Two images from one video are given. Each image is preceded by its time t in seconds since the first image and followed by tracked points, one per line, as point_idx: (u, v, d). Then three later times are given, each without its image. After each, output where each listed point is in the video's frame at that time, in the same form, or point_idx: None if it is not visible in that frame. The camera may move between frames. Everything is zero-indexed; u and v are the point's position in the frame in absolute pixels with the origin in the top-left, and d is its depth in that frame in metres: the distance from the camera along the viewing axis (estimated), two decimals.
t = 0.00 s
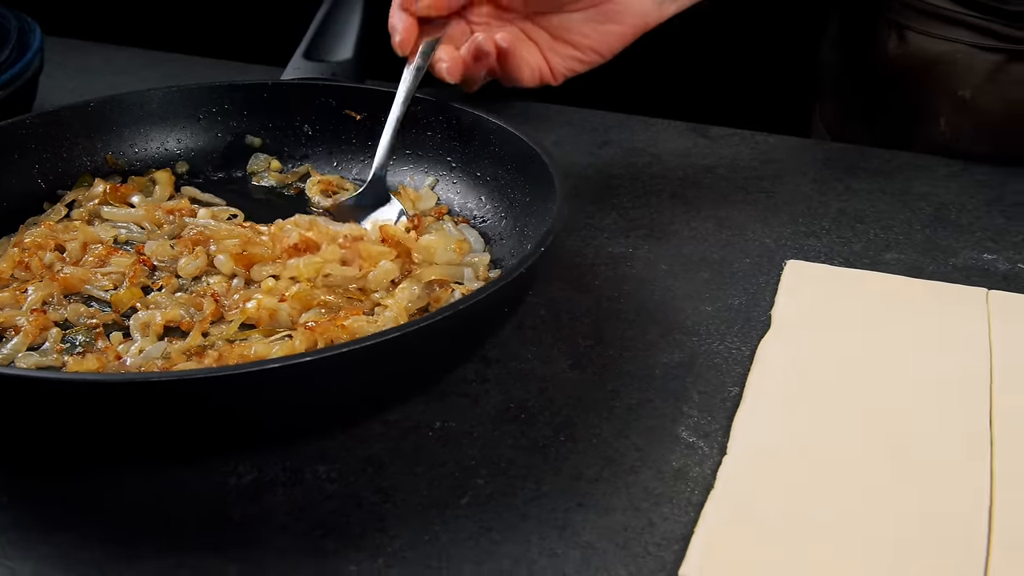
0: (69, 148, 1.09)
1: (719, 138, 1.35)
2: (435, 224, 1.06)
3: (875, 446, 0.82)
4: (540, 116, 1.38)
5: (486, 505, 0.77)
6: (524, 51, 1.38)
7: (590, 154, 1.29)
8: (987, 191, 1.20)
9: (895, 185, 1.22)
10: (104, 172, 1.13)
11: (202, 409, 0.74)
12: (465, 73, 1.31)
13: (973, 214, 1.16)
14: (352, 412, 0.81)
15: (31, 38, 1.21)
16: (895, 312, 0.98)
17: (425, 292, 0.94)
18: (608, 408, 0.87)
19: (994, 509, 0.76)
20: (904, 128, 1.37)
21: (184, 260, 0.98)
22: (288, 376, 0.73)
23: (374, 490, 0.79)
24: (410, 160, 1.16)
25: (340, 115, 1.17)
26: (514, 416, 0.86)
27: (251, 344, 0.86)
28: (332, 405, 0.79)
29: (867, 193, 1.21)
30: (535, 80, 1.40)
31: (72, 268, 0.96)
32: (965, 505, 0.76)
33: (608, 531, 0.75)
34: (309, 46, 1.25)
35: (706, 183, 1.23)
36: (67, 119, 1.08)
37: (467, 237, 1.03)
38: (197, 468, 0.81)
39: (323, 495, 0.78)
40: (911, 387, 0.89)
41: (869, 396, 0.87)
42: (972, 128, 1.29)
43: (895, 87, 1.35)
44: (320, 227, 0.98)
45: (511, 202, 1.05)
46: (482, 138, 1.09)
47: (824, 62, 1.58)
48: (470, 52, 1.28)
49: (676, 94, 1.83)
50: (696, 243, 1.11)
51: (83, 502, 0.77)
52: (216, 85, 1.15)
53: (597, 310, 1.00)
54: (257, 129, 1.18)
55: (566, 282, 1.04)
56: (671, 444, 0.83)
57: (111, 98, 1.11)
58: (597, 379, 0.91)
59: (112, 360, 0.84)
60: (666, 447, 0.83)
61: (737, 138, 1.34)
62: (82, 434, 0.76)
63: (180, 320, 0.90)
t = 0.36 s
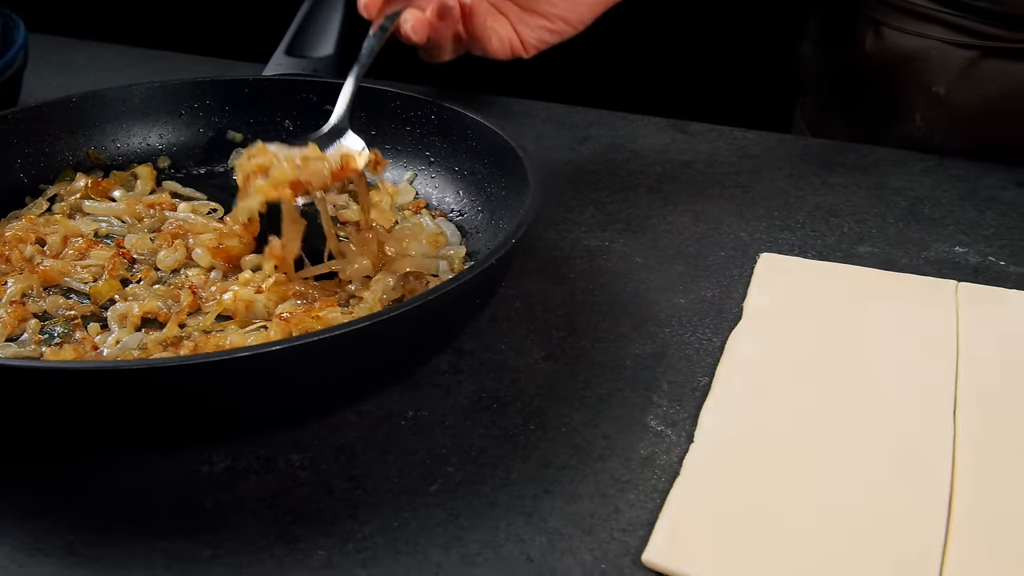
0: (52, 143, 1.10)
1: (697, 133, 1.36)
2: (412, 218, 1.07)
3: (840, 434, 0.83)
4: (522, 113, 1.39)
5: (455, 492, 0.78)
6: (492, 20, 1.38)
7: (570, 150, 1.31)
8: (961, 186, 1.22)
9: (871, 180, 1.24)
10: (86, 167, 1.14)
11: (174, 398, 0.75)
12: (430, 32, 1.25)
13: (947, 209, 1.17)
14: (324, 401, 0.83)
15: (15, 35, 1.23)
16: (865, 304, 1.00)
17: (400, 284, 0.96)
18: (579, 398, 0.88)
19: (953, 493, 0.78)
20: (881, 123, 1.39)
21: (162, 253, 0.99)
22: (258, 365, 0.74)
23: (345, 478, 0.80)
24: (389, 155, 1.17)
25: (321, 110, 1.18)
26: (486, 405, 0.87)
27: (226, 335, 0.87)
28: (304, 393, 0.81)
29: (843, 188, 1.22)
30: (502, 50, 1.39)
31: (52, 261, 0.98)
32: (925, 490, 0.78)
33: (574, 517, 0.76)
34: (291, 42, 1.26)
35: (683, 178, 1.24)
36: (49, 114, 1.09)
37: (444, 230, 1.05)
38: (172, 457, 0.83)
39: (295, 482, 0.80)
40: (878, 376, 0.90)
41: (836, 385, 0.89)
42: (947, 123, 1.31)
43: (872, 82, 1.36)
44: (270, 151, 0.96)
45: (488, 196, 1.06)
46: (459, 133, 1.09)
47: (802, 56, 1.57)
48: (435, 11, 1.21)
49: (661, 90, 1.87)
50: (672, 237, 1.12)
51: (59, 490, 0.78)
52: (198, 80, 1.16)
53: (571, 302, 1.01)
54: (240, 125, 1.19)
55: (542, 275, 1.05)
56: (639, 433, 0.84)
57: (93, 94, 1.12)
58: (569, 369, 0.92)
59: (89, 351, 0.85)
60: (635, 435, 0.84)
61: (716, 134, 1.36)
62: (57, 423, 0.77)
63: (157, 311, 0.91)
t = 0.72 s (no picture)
0: (34, 137, 1.11)
1: (677, 129, 1.37)
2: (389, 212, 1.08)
3: (806, 422, 0.85)
4: (503, 109, 1.41)
5: (425, 479, 0.80)
6: None
7: (549, 145, 1.32)
8: (935, 180, 1.23)
9: (846, 175, 1.25)
10: (69, 162, 1.15)
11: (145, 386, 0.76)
12: None
13: (920, 203, 1.19)
14: (296, 391, 0.84)
15: None
16: (836, 296, 1.01)
17: (375, 276, 0.97)
18: (550, 388, 0.90)
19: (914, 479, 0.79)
20: (858, 119, 1.40)
21: (142, 246, 1.01)
22: (229, 355, 0.75)
23: (317, 465, 0.81)
24: (369, 150, 1.19)
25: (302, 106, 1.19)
26: (458, 395, 0.89)
27: (202, 326, 0.88)
28: (276, 383, 0.82)
29: (818, 182, 1.24)
30: None
31: (32, 254, 0.99)
32: (887, 475, 0.79)
33: (541, 503, 0.78)
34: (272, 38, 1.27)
35: (661, 173, 1.26)
36: (32, 109, 1.10)
37: (420, 223, 1.06)
38: (146, 445, 0.84)
39: (267, 470, 0.81)
40: (846, 367, 0.91)
41: (804, 374, 0.90)
42: (923, 119, 1.33)
43: (850, 78, 1.38)
44: (232, 52, 1.04)
45: (465, 188, 1.07)
46: (437, 127, 1.11)
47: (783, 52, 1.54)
48: None
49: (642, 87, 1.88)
50: (648, 231, 1.14)
51: (34, 478, 0.80)
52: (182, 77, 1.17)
53: (545, 295, 1.02)
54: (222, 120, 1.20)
55: (517, 267, 1.07)
56: (608, 422, 0.86)
57: (76, 89, 1.13)
58: (541, 360, 0.93)
59: (66, 341, 0.87)
60: (604, 424, 0.86)
61: (695, 129, 1.37)
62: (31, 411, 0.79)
63: (134, 303, 0.93)
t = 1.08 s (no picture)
0: (19, 134, 1.13)
1: (659, 126, 1.39)
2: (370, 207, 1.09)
3: (777, 414, 0.86)
4: (488, 106, 1.42)
5: (400, 469, 0.81)
6: None
7: (532, 142, 1.33)
8: (913, 176, 1.25)
9: (826, 170, 1.26)
10: (53, 158, 1.16)
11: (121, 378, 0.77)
12: None
13: (898, 198, 1.20)
14: (273, 382, 0.85)
15: None
16: (811, 290, 1.02)
17: (354, 270, 0.98)
18: (525, 379, 0.91)
19: (881, 469, 0.81)
20: (839, 115, 1.41)
21: (124, 241, 1.02)
22: (205, 345, 0.76)
23: (293, 456, 0.82)
24: (351, 146, 1.19)
25: (285, 102, 1.20)
26: (435, 386, 0.90)
27: (182, 318, 0.89)
28: (252, 374, 0.83)
29: (798, 178, 1.25)
30: None
31: (15, 248, 1.00)
32: (856, 465, 0.81)
33: (513, 493, 0.79)
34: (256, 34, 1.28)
35: (642, 169, 1.27)
36: (16, 106, 1.11)
37: (401, 218, 1.07)
38: (125, 436, 0.85)
39: (244, 460, 0.82)
40: (819, 360, 0.92)
41: (776, 365, 0.91)
42: (902, 114, 1.35)
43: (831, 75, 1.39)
44: (216, 31, 1.03)
45: (445, 184, 1.08)
46: (418, 123, 1.12)
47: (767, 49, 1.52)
48: None
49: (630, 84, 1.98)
50: (627, 226, 1.15)
51: (13, 469, 0.81)
52: (167, 75, 1.18)
53: (524, 288, 1.04)
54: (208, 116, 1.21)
55: (497, 261, 1.08)
56: (582, 412, 0.87)
57: (60, 86, 1.14)
58: (518, 352, 0.94)
59: (47, 333, 0.88)
60: (578, 415, 0.87)
61: (677, 126, 1.38)
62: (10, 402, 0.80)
63: (116, 296, 0.94)
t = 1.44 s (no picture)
0: (8, 131, 1.14)
1: (647, 123, 1.39)
2: (357, 203, 1.10)
3: (757, 407, 0.86)
4: (477, 104, 1.43)
5: (382, 462, 0.82)
6: None
7: (520, 139, 1.34)
8: (898, 173, 1.26)
9: (811, 167, 1.27)
10: (43, 155, 1.17)
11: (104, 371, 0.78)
12: None
13: (882, 195, 1.21)
14: (258, 375, 0.86)
15: None
16: (794, 286, 1.03)
17: (340, 265, 0.98)
18: (508, 373, 0.92)
19: (858, 461, 0.81)
20: (826, 113, 1.42)
21: (111, 236, 1.02)
22: (188, 338, 0.76)
23: (277, 448, 0.83)
24: (339, 144, 1.20)
25: (274, 100, 1.21)
26: (418, 380, 0.91)
27: (167, 313, 0.90)
28: (236, 368, 0.84)
29: (783, 175, 1.26)
30: None
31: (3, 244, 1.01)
32: (835, 457, 0.81)
33: (493, 485, 0.79)
34: (246, 33, 1.29)
35: (629, 166, 1.28)
36: (5, 103, 1.12)
37: (387, 215, 1.07)
38: (111, 429, 0.86)
39: (228, 452, 0.83)
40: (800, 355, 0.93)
41: (757, 359, 0.92)
42: (886, 112, 1.36)
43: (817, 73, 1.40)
44: None
45: (431, 180, 1.09)
46: (404, 120, 1.13)
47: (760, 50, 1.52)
48: None
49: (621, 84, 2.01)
50: (613, 222, 1.15)
51: None
52: (155, 72, 1.19)
53: (509, 284, 1.04)
54: (196, 112, 1.22)
55: (482, 258, 1.09)
56: (563, 406, 0.88)
57: (49, 84, 1.15)
58: (501, 347, 0.95)
59: (33, 328, 0.89)
60: (560, 409, 0.87)
61: (665, 124, 1.39)
62: None
63: (103, 291, 0.95)
